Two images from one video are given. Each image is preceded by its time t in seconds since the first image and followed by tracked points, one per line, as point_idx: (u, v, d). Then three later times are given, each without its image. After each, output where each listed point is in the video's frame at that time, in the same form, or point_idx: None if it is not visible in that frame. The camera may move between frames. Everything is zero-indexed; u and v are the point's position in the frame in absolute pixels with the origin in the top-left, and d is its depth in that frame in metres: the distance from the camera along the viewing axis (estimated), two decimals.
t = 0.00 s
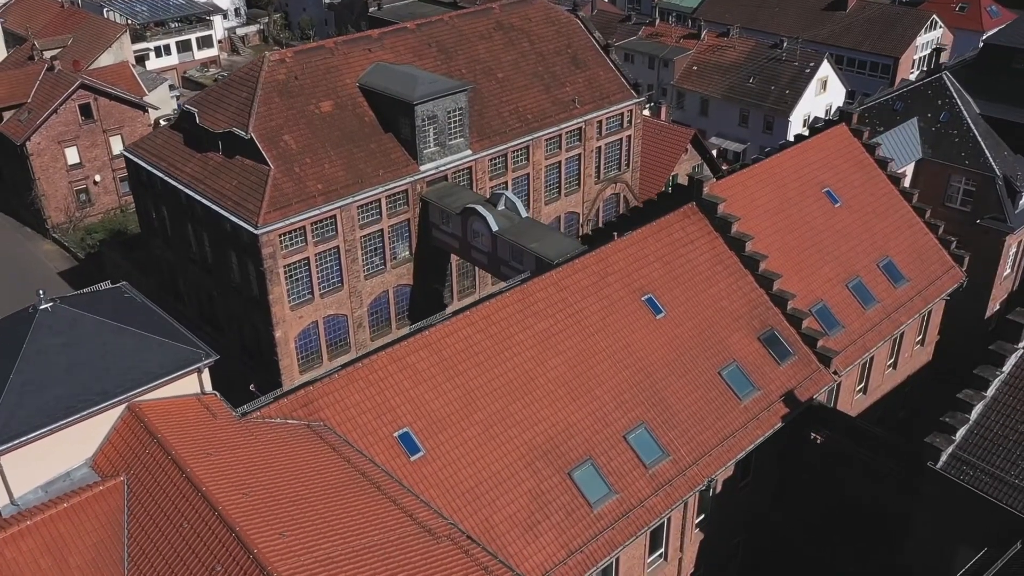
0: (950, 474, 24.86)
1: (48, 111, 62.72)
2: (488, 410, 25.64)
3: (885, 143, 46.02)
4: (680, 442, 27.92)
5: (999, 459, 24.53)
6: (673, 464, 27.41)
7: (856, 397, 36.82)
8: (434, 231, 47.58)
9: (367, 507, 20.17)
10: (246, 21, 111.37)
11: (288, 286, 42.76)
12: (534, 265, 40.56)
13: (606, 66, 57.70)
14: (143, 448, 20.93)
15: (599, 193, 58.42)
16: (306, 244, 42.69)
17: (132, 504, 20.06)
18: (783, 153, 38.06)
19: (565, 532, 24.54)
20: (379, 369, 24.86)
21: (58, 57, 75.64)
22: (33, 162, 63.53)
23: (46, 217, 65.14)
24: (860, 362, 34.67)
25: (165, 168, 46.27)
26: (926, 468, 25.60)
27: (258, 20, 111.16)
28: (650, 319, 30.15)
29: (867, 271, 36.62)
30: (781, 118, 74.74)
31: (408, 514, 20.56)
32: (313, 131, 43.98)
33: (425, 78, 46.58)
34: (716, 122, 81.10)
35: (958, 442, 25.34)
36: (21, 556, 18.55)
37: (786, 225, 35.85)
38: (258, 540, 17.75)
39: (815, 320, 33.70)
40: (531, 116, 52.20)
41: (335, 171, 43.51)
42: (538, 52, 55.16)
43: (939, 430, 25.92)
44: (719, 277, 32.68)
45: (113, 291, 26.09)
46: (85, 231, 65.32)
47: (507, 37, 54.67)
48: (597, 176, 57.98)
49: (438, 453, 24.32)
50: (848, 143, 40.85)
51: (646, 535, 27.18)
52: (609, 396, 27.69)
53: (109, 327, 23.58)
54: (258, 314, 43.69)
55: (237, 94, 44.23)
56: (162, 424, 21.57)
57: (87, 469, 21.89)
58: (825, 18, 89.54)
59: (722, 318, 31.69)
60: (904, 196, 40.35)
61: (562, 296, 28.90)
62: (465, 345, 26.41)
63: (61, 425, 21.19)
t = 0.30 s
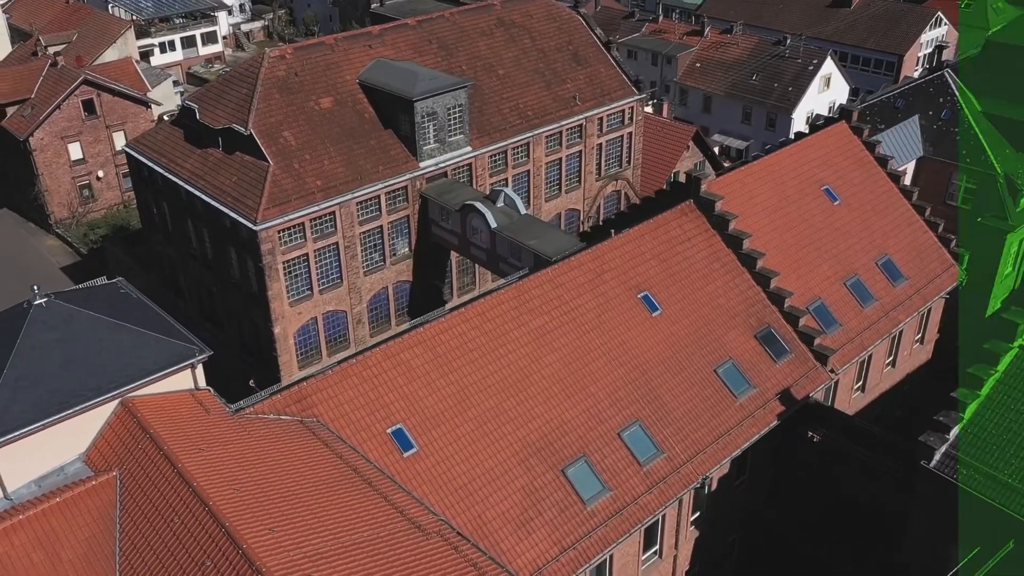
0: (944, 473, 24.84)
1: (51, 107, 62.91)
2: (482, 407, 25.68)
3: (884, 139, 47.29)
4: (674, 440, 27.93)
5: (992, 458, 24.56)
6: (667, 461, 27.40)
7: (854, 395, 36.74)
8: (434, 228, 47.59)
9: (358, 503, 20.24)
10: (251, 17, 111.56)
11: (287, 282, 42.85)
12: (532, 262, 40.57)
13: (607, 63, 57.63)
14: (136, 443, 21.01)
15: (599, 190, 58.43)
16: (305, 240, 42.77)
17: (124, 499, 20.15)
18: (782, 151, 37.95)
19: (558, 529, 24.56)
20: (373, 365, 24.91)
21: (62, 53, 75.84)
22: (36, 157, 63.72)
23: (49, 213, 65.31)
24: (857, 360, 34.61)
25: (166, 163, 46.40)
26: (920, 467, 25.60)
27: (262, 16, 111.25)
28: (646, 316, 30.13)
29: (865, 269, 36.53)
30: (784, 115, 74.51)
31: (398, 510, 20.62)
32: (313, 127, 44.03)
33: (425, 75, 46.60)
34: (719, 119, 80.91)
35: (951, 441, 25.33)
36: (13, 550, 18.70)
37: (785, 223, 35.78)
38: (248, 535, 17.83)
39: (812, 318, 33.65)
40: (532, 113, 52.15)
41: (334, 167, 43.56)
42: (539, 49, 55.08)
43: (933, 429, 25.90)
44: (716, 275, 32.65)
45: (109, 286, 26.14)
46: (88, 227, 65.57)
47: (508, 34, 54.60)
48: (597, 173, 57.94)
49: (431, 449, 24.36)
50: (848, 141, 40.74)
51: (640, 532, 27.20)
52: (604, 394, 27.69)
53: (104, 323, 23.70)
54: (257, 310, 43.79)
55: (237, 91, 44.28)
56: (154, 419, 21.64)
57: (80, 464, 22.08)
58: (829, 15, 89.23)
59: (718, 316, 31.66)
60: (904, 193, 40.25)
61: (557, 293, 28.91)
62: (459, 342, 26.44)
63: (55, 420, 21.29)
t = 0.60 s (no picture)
0: (936, 471, 24.83)
1: (54, 101, 63.08)
2: (474, 403, 25.70)
3: (883, 139, 46.53)
4: (667, 436, 27.91)
5: (983, 456, 24.56)
6: (661, 458, 27.38)
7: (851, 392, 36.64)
8: (432, 224, 47.51)
9: (347, 499, 20.29)
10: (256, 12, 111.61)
11: (286, 277, 42.96)
12: (530, 258, 40.55)
13: (609, 59, 57.54)
14: (127, 437, 21.07)
15: (600, 186, 58.42)
16: (304, 235, 42.85)
17: (116, 493, 20.24)
18: (780, 148, 37.85)
19: (550, 525, 24.60)
20: (365, 361, 24.95)
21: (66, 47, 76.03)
22: (39, 152, 63.96)
23: (53, 207, 65.56)
24: (854, 358, 34.56)
25: (166, 159, 46.58)
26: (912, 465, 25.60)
27: (268, 11, 111.18)
28: (641, 313, 30.10)
29: (863, 267, 36.44)
30: (787, 112, 74.21)
31: (387, 506, 20.65)
32: (312, 123, 44.07)
33: (424, 71, 46.57)
34: (722, 115, 80.61)
35: (943, 439, 25.34)
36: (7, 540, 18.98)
37: (782, 220, 35.70)
38: (236, 530, 17.86)
39: (808, 316, 33.62)
40: (532, 108, 52.07)
41: (333, 163, 43.61)
42: (540, 45, 54.99)
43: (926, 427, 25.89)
44: (712, 272, 32.60)
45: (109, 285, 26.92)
46: (92, 221, 65.78)
47: (509, 30, 54.48)
48: (598, 170, 57.91)
49: (423, 445, 24.40)
50: (847, 139, 40.61)
51: (633, 528, 27.21)
52: (598, 390, 27.69)
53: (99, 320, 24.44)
54: (255, 305, 43.92)
55: (237, 86, 44.33)
56: (144, 412, 21.77)
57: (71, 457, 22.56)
58: (834, 11, 88.82)
59: (714, 313, 31.64)
60: (903, 191, 40.17)
61: (552, 289, 28.89)
62: (452, 338, 26.46)
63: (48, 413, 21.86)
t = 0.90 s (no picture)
0: (929, 470, 24.80)
1: (57, 96, 63.28)
2: (467, 400, 25.70)
3: (883, 137, 46.32)
4: (661, 433, 27.92)
5: (976, 455, 24.53)
6: (654, 455, 27.39)
7: (849, 390, 36.55)
8: (432, 221, 47.51)
9: (338, 494, 20.37)
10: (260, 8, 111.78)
11: (285, 273, 43.05)
12: (529, 255, 40.52)
13: (610, 56, 57.47)
14: (119, 431, 21.15)
15: (602, 182, 58.45)
16: (303, 231, 42.90)
17: (108, 487, 20.33)
18: (779, 145, 37.75)
19: (543, 521, 24.64)
20: (359, 356, 25.02)
21: (70, 43, 76.27)
22: (42, 147, 64.17)
23: (56, 203, 65.75)
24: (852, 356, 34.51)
25: (166, 155, 46.67)
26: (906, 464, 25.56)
27: (272, 7, 111.24)
28: (637, 310, 30.10)
29: (861, 265, 36.37)
30: (790, 109, 74.00)
31: (378, 502, 20.73)
32: (312, 119, 44.12)
33: (424, 67, 46.61)
34: (725, 112, 80.40)
35: (937, 437, 25.30)
36: None
37: (780, 217, 35.64)
38: (226, 524, 17.95)
39: (805, 313, 33.57)
40: (532, 105, 52.04)
41: (333, 159, 43.67)
42: (541, 41, 54.94)
43: (919, 426, 25.85)
44: (709, 269, 32.57)
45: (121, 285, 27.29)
46: (95, 216, 65.99)
47: (510, 26, 54.41)
48: (599, 167, 57.87)
49: (416, 441, 24.44)
50: (846, 136, 40.51)
51: (627, 524, 27.23)
52: (592, 387, 27.70)
53: (93, 315, 24.56)
54: (254, 300, 44.00)
55: (237, 82, 44.39)
56: (136, 407, 21.79)
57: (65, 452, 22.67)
58: (838, 7, 88.55)
59: (710, 310, 31.61)
60: (903, 189, 40.06)
61: (547, 286, 28.89)
62: (446, 334, 26.48)
63: (42, 408, 22.06)
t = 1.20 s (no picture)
0: (920, 467, 24.77)
1: (60, 91, 63.50)
2: (460, 395, 25.75)
3: (883, 133, 46.18)
4: (655, 429, 27.94)
5: (969, 453, 24.51)
6: (648, 451, 27.42)
7: (847, 388, 36.47)
8: (431, 217, 47.55)
9: (328, 488, 20.46)
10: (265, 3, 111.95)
11: (283, 268, 43.15)
12: (526, 251, 40.51)
13: (612, 52, 57.41)
14: (110, 424, 21.25)
15: (602, 179, 58.40)
16: (302, 226, 42.99)
17: (100, 480, 20.44)
18: (778, 142, 37.65)
19: (534, 517, 24.69)
20: (352, 351, 25.07)
21: (74, 37, 76.49)
22: (45, 142, 64.44)
23: (59, 197, 65.98)
24: (848, 353, 34.43)
25: (166, 150, 46.81)
26: (898, 462, 25.56)
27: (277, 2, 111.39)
28: (631, 306, 30.10)
29: (859, 262, 36.30)
30: (793, 105, 73.77)
31: (369, 497, 20.79)
32: (311, 114, 44.18)
33: (424, 63, 46.66)
34: (728, 108, 80.17)
35: (929, 435, 25.25)
36: None
37: (777, 214, 35.57)
38: (214, 517, 18.05)
39: (801, 310, 33.54)
40: (532, 101, 52.02)
41: (332, 154, 43.74)
42: (542, 37, 54.87)
43: (912, 423, 25.81)
44: (705, 266, 32.55)
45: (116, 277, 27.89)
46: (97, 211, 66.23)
47: (511, 22, 54.34)
48: (600, 163, 57.83)
49: (408, 436, 24.50)
50: (846, 133, 40.40)
51: (620, 520, 27.28)
52: (586, 383, 27.73)
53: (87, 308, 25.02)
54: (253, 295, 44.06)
55: (237, 77, 44.47)
56: (128, 399, 21.85)
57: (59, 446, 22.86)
58: (842, 4, 88.23)
59: (706, 306, 31.59)
60: (903, 186, 39.94)
61: (542, 282, 28.91)
62: (439, 329, 26.52)
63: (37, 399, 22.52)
